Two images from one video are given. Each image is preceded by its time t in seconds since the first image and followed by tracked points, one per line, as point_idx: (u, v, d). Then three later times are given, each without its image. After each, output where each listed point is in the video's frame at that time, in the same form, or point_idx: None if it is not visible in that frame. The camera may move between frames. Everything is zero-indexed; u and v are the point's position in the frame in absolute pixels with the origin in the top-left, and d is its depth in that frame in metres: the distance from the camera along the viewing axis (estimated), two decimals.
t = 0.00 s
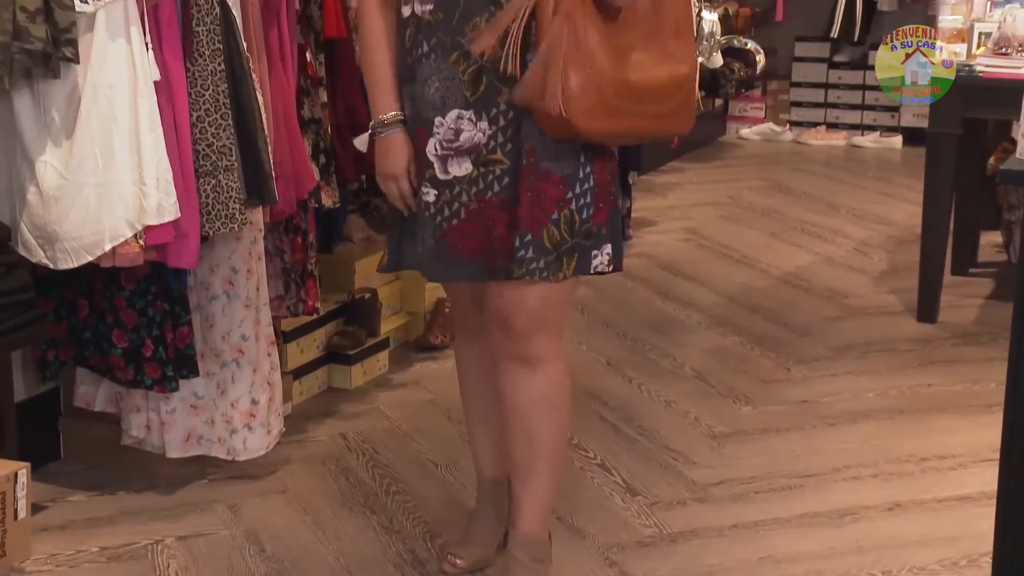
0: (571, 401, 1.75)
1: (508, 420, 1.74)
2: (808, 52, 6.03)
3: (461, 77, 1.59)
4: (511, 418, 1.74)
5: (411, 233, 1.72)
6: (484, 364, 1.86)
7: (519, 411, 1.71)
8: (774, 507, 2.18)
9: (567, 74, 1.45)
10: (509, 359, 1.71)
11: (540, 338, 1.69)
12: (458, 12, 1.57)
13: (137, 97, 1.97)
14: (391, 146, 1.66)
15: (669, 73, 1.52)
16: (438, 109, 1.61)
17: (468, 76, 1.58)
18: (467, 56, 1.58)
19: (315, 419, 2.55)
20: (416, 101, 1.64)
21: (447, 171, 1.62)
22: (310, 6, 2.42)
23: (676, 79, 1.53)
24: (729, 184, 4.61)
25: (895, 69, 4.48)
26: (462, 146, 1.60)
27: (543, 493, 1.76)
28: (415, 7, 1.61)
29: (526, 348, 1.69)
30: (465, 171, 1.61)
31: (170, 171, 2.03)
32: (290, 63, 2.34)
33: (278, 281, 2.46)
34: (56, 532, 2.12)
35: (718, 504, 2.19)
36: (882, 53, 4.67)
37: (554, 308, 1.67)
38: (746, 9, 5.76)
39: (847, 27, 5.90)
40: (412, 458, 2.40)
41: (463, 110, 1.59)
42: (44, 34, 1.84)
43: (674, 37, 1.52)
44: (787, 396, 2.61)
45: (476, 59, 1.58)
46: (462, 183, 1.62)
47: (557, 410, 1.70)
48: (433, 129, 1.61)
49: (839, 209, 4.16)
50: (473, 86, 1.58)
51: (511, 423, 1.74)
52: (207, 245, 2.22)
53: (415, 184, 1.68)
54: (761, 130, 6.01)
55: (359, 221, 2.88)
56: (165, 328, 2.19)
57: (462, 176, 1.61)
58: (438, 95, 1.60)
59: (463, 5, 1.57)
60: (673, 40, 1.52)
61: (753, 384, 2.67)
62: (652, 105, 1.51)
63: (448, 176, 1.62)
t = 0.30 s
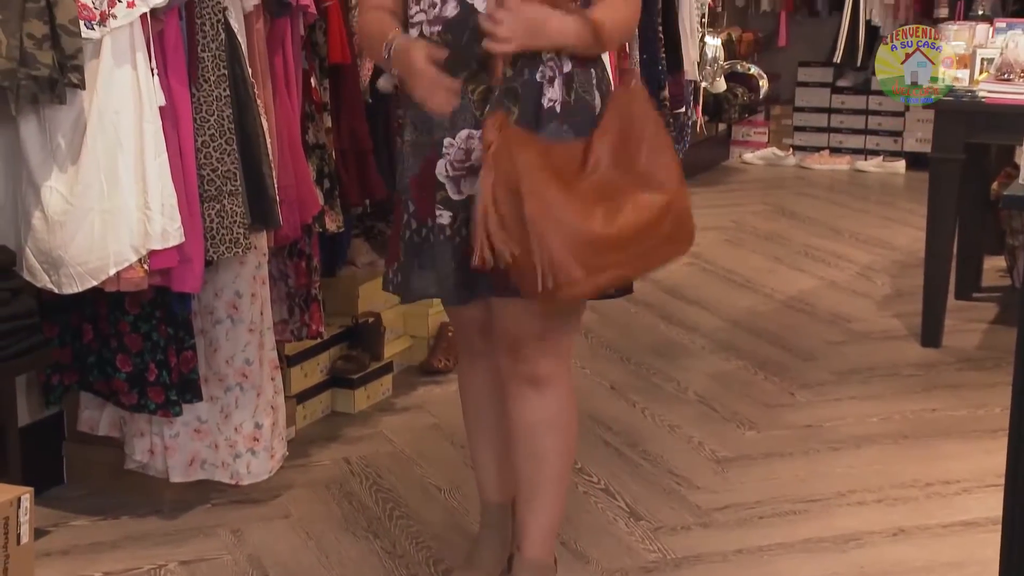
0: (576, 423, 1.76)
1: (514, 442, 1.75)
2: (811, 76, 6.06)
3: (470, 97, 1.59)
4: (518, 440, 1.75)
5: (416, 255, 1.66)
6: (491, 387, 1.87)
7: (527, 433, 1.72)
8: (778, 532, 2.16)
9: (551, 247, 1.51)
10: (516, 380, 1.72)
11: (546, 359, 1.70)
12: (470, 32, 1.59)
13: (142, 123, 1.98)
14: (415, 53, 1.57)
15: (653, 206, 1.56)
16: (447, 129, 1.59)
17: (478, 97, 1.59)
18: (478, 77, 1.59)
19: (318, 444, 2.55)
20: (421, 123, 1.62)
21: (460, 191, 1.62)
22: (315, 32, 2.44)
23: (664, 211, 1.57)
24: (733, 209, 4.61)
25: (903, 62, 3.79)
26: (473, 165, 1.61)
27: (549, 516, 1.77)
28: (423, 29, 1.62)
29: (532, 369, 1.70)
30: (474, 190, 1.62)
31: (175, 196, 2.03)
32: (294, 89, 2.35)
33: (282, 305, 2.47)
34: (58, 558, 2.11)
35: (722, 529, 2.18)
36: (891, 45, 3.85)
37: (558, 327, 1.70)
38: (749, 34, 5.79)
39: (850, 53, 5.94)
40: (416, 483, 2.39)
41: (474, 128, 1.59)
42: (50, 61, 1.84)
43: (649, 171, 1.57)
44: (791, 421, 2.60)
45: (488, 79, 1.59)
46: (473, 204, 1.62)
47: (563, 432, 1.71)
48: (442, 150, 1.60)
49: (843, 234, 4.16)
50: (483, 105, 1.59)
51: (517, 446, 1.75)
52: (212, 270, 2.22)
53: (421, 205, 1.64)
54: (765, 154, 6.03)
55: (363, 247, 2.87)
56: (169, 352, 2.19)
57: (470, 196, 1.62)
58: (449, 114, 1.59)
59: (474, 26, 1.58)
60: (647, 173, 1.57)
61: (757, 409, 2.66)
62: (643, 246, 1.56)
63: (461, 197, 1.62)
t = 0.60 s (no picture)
0: (577, 441, 1.77)
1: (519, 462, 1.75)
2: (813, 95, 6.08)
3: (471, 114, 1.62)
4: (523, 459, 1.75)
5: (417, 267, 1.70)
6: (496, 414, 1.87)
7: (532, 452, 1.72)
8: (781, 551, 2.15)
9: (399, 314, 1.52)
10: (520, 399, 1.72)
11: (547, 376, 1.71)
12: (470, 50, 1.61)
13: (145, 142, 1.99)
14: (464, 64, 1.53)
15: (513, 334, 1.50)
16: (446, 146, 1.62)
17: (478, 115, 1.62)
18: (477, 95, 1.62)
19: (321, 463, 2.55)
20: (422, 140, 1.66)
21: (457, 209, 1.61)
22: (319, 52, 2.44)
23: (529, 341, 1.50)
24: (735, 227, 4.62)
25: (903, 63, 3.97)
26: (470, 183, 1.60)
27: (552, 537, 1.76)
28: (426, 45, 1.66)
29: (534, 388, 1.71)
30: (473, 208, 1.60)
31: (177, 215, 2.04)
32: (298, 107, 2.35)
33: (285, 323, 2.48)
34: None
35: (725, 548, 2.17)
36: (893, 43, 3.98)
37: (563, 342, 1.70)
38: (751, 53, 5.82)
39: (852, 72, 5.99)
40: (418, 502, 2.39)
41: (473, 146, 1.60)
42: (55, 81, 1.84)
43: (529, 308, 1.50)
44: (793, 440, 2.60)
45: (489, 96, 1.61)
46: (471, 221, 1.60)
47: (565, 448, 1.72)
48: (440, 165, 1.61)
49: (845, 253, 4.16)
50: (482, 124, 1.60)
51: (521, 466, 1.75)
52: (214, 288, 2.22)
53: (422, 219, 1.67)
54: (767, 173, 6.03)
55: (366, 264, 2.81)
56: (172, 371, 2.19)
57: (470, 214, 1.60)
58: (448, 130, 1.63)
59: (476, 44, 1.61)
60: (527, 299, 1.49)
61: (759, 428, 2.66)
62: (474, 364, 1.51)
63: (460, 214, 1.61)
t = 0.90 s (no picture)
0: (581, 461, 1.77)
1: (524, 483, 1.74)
2: (814, 114, 6.09)
3: (474, 139, 1.64)
4: (526, 475, 1.74)
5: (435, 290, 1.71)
6: (494, 419, 1.87)
7: (542, 470, 1.72)
8: (784, 570, 2.14)
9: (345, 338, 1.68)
10: (533, 419, 1.72)
11: (562, 397, 1.72)
12: (469, 75, 1.62)
13: (148, 162, 1.98)
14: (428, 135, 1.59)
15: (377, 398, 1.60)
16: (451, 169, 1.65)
17: (482, 139, 1.64)
18: (479, 119, 1.63)
19: (323, 482, 2.56)
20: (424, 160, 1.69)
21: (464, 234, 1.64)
22: (321, 71, 2.45)
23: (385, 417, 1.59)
24: (737, 246, 4.62)
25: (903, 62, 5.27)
26: (476, 210, 1.63)
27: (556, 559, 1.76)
28: (426, 70, 1.67)
29: (552, 408, 1.71)
30: (480, 235, 1.64)
31: (180, 234, 2.03)
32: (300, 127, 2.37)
33: (287, 342, 2.48)
34: None
35: (727, 567, 2.16)
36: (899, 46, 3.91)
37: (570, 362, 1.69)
38: (752, 72, 5.84)
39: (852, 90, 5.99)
40: (419, 520, 2.39)
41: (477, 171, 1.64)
42: (57, 100, 1.85)
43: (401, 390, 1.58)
44: (795, 458, 2.59)
45: (490, 122, 1.63)
46: (477, 247, 1.64)
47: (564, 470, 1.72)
48: (445, 190, 1.66)
49: (847, 271, 4.16)
50: (486, 148, 1.63)
51: (526, 488, 1.75)
52: (216, 307, 2.22)
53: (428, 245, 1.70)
54: (768, 192, 6.06)
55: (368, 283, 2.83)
56: (173, 390, 2.19)
57: (476, 240, 1.64)
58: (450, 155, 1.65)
59: (474, 69, 1.62)
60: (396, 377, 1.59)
61: (762, 446, 2.66)
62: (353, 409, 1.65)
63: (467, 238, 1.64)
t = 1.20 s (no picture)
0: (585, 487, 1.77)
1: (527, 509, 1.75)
2: (814, 137, 6.12)
3: (468, 162, 1.66)
4: (529, 501, 1.75)
5: (414, 322, 1.70)
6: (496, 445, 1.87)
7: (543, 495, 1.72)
8: None
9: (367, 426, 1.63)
10: (534, 441, 1.72)
11: (563, 421, 1.71)
12: (462, 99, 1.64)
13: (150, 186, 1.99)
14: (438, 206, 1.63)
15: (453, 465, 1.60)
16: (449, 192, 1.68)
17: (474, 161, 1.65)
18: (472, 142, 1.65)
19: (324, 505, 2.56)
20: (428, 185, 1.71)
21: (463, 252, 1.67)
22: (323, 94, 2.45)
23: (463, 477, 1.60)
24: (738, 268, 4.62)
25: (904, 61, 5.67)
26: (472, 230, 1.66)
27: None
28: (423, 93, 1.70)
29: (552, 432, 1.71)
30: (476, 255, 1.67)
31: (182, 258, 2.04)
32: (301, 150, 2.37)
33: (288, 365, 2.49)
34: None
35: None
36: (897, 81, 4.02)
37: (574, 386, 1.69)
38: (753, 95, 5.86)
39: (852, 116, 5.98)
40: (421, 544, 2.38)
41: (473, 194, 1.66)
42: (61, 124, 1.85)
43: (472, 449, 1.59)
44: (797, 481, 2.59)
45: (481, 145, 1.64)
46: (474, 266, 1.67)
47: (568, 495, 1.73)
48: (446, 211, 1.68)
49: (848, 293, 4.17)
50: (479, 171, 1.66)
51: (528, 513, 1.75)
52: (217, 330, 2.22)
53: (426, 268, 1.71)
54: (769, 214, 6.07)
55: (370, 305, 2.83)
56: (174, 413, 2.19)
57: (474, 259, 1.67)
58: (448, 179, 1.68)
59: (465, 93, 1.64)
60: (467, 438, 1.60)
61: (763, 469, 2.65)
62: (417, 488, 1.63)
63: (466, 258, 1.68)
